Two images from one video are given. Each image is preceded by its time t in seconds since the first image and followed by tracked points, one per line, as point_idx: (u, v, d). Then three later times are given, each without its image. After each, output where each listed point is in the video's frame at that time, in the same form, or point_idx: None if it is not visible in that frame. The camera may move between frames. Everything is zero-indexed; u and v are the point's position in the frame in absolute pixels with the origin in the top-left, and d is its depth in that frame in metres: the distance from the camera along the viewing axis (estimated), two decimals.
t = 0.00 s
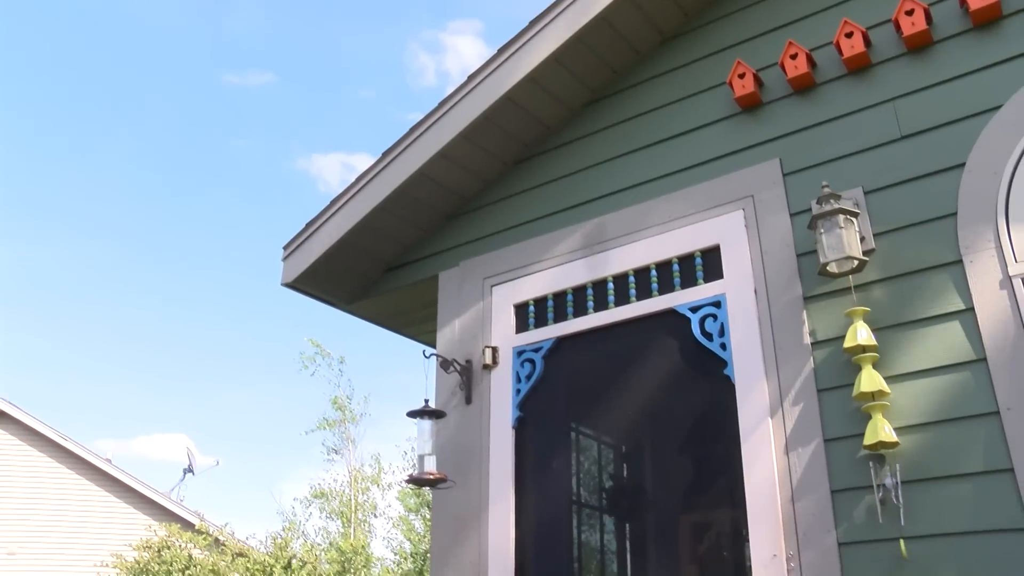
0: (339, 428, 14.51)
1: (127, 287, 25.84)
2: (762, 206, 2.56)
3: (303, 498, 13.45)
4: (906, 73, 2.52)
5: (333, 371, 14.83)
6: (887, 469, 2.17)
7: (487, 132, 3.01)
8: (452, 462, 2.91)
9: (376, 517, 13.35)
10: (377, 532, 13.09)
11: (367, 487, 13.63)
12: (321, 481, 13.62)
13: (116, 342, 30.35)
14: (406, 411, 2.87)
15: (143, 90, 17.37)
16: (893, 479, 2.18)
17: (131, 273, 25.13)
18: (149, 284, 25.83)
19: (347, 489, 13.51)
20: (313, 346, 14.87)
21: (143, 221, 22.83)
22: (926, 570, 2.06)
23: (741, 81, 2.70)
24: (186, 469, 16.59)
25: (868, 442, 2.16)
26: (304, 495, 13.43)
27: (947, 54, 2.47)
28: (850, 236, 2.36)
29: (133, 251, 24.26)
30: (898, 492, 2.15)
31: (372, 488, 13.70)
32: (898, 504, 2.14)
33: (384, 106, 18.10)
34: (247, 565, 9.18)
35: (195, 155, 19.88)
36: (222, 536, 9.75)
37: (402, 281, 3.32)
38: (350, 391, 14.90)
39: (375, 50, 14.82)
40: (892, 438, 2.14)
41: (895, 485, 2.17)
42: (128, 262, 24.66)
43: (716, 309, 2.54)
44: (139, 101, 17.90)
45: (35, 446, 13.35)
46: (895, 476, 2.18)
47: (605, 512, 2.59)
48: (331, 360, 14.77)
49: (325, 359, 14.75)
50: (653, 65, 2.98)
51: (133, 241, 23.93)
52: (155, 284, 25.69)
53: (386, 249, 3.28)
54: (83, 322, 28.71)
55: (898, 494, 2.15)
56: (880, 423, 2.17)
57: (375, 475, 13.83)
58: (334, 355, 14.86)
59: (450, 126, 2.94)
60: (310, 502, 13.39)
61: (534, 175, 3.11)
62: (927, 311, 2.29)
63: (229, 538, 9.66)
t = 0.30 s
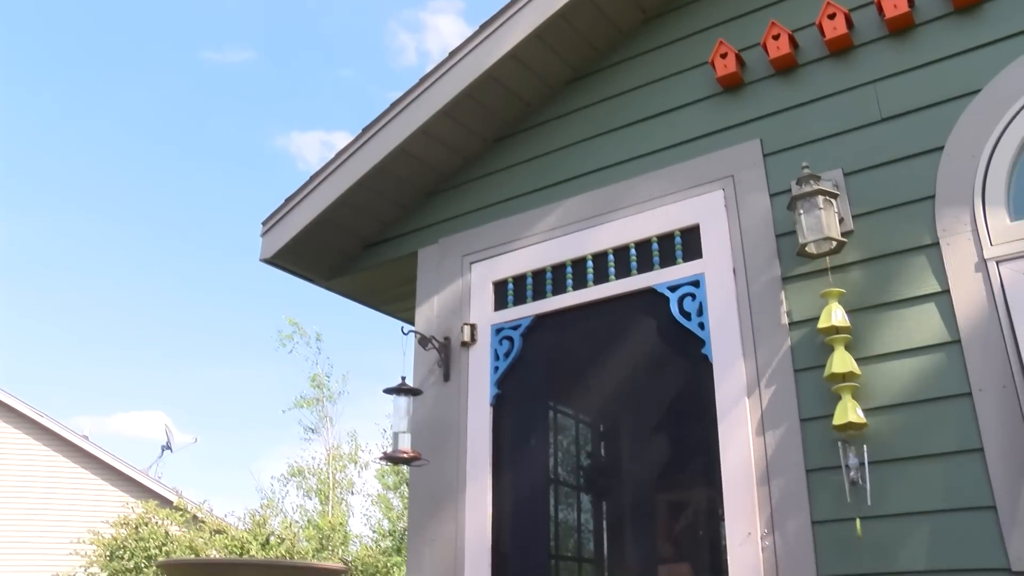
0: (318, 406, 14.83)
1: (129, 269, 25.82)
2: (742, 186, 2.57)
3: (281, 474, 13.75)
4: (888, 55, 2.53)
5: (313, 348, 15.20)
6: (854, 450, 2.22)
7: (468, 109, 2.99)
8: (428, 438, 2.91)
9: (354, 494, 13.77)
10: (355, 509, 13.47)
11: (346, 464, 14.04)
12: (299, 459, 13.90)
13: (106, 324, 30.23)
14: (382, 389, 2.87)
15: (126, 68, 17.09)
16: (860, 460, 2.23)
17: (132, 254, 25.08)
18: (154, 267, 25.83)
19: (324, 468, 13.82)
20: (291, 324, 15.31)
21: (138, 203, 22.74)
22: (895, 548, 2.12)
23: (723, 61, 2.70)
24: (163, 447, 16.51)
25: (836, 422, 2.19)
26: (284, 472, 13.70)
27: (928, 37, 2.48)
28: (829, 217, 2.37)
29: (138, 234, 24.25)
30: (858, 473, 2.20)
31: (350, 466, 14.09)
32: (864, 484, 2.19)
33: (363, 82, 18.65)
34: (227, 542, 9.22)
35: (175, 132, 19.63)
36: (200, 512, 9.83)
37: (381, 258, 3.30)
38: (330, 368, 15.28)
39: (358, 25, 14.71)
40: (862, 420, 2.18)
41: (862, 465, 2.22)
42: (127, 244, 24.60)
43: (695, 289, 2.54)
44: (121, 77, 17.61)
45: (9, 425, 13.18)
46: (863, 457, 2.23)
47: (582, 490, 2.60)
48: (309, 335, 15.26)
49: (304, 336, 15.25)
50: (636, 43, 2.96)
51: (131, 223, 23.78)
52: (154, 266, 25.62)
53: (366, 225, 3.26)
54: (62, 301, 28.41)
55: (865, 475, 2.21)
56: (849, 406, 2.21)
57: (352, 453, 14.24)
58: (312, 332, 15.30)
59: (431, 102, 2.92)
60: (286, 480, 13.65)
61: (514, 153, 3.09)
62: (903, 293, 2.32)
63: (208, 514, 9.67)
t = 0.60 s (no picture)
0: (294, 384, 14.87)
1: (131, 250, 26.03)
2: (720, 166, 2.57)
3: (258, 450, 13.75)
4: (867, 38, 2.53)
5: (288, 326, 15.15)
6: (827, 430, 2.25)
7: (447, 85, 2.96)
8: (403, 415, 2.91)
9: (328, 471, 13.74)
10: (330, 488, 13.47)
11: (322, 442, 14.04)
12: (273, 437, 13.91)
13: (100, 304, 30.11)
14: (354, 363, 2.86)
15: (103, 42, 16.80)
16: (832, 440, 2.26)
17: (132, 236, 25.26)
18: (164, 245, 25.87)
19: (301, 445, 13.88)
20: (268, 303, 15.21)
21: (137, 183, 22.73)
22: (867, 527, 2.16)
23: (704, 40, 2.69)
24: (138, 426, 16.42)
25: (810, 402, 2.21)
26: (259, 448, 13.74)
27: (907, 20, 2.49)
28: (806, 197, 2.38)
29: (138, 218, 24.44)
30: (831, 453, 2.23)
31: (326, 444, 14.09)
32: (835, 464, 2.22)
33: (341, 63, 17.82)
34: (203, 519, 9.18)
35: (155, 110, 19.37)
36: (176, 490, 9.77)
37: (358, 234, 3.28)
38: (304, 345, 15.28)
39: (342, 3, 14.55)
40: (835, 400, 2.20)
41: (833, 445, 2.25)
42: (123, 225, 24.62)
43: (671, 268, 2.55)
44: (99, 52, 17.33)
45: None
46: (834, 437, 2.26)
47: (556, 468, 2.61)
48: (286, 313, 15.21)
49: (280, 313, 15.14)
50: (617, 20, 2.94)
51: (126, 204, 23.73)
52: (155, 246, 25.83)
53: (343, 201, 3.24)
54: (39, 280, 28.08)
55: (836, 455, 2.24)
56: (824, 385, 2.23)
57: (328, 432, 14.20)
58: (287, 310, 15.23)
59: (409, 77, 2.90)
60: (263, 458, 13.66)
61: (494, 129, 3.07)
62: (878, 274, 2.35)
63: (183, 491, 9.63)
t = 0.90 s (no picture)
0: (271, 361, 14.13)
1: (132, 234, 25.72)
2: (698, 146, 2.57)
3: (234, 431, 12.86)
4: (847, 20, 2.53)
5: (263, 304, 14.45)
6: (810, 410, 2.28)
7: (425, 61, 2.93)
8: (379, 392, 2.90)
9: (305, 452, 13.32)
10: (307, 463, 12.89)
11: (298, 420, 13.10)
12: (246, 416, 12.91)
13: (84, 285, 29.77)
14: (331, 340, 2.82)
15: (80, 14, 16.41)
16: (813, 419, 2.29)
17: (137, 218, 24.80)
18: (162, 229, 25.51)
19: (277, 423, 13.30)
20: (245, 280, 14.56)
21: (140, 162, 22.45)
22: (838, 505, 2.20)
23: (683, 20, 2.67)
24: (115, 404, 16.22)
25: (791, 380, 2.22)
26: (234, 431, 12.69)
27: (887, 4, 2.50)
28: (784, 178, 2.37)
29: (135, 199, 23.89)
30: (818, 432, 2.26)
31: (303, 421, 13.20)
32: (819, 442, 2.25)
33: (316, 37, 17.23)
34: (176, 497, 9.02)
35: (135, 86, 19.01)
36: (151, 468, 9.60)
37: (335, 211, 3.26)
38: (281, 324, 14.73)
39: None
40: (815, 378, 2.21)
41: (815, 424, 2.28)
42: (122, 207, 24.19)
43: (648, 247, 2.54)
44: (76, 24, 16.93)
45: None
46: (816, 416, 2.29)
47: (532, 447, 2.61)
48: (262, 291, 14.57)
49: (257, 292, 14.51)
50: None
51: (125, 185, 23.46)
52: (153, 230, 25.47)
53: (320, 177, 3.21)
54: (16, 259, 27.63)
55: (819, 434, 2.27)
56: (804, 364, 2.24)
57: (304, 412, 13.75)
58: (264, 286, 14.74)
59: (388, 53, 2.87)
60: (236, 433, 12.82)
61: (472, 106, 3.05)
62: (853, 255, 2.37)
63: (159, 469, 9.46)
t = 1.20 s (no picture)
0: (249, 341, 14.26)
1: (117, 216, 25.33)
2: (677, 127, 2.57)
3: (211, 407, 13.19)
4: (828, 2, 2.53)
5: (244, 282, 14.42)
6: (789, 390, 2.29)
7: (404, 38, 2.90)
8: (355, 370, 2.89)
9: (282, 430, 13.38)
10: (283, 445, 13.02)
11: (275, 400, 13.65)
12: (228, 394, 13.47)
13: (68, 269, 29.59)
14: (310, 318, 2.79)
15: None
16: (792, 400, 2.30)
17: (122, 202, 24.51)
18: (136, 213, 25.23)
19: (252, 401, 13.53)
20: (227, 258, 14.39)
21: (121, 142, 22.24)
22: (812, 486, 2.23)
23: None
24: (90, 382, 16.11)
25: (769, 362, 2.23)
26: (213, 405, 13.17)
27: None
28: (761, 160, 2.37)
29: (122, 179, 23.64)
30: (796, 413, 2.27)
31: (280, 402, 13.70)
32: (796, 424, 2.27)
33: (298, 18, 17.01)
34: (151, 475, 8.91)
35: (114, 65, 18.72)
36: (127, 446, 9.45)
37: (313, 188, 3.24)
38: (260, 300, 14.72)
39: None
40: (794, 359, 2.23)
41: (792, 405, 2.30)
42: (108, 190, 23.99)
43: (626, 228, 2.54)
44: None
45: None
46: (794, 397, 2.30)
47: (508, 427, 2.61)
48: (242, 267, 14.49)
49: (236, 269, 14.38)
50: None
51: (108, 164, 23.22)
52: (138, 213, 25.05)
53: (298, 154, 3.19)
54: None
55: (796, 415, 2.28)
56: (784, 345, 2.25)
57: (282, 390, 13.81)
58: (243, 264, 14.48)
59: (367, 30, 2.84)
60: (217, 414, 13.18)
61: (452, 84, 3.02)
62: (829, 238, 2.38)
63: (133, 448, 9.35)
